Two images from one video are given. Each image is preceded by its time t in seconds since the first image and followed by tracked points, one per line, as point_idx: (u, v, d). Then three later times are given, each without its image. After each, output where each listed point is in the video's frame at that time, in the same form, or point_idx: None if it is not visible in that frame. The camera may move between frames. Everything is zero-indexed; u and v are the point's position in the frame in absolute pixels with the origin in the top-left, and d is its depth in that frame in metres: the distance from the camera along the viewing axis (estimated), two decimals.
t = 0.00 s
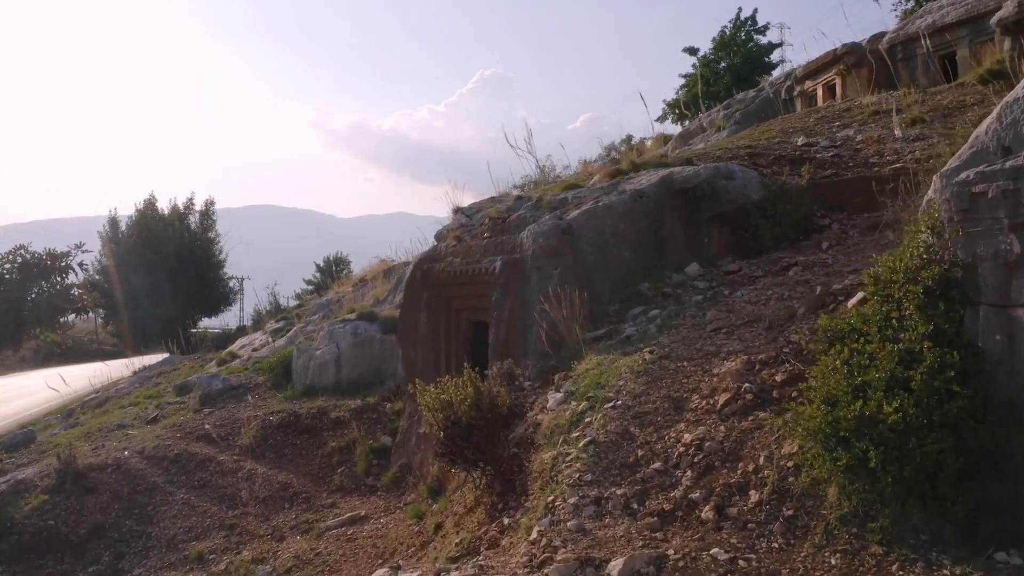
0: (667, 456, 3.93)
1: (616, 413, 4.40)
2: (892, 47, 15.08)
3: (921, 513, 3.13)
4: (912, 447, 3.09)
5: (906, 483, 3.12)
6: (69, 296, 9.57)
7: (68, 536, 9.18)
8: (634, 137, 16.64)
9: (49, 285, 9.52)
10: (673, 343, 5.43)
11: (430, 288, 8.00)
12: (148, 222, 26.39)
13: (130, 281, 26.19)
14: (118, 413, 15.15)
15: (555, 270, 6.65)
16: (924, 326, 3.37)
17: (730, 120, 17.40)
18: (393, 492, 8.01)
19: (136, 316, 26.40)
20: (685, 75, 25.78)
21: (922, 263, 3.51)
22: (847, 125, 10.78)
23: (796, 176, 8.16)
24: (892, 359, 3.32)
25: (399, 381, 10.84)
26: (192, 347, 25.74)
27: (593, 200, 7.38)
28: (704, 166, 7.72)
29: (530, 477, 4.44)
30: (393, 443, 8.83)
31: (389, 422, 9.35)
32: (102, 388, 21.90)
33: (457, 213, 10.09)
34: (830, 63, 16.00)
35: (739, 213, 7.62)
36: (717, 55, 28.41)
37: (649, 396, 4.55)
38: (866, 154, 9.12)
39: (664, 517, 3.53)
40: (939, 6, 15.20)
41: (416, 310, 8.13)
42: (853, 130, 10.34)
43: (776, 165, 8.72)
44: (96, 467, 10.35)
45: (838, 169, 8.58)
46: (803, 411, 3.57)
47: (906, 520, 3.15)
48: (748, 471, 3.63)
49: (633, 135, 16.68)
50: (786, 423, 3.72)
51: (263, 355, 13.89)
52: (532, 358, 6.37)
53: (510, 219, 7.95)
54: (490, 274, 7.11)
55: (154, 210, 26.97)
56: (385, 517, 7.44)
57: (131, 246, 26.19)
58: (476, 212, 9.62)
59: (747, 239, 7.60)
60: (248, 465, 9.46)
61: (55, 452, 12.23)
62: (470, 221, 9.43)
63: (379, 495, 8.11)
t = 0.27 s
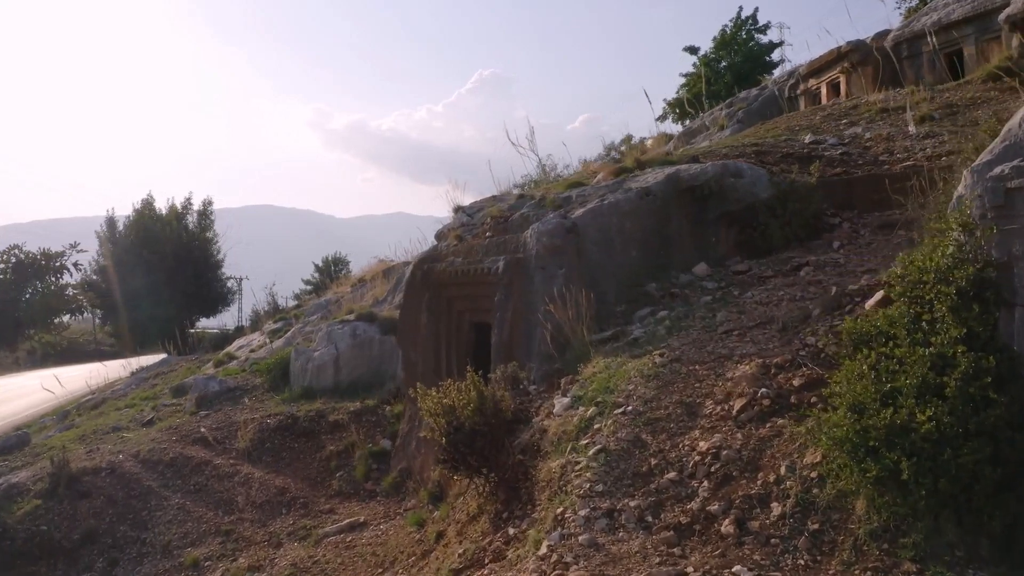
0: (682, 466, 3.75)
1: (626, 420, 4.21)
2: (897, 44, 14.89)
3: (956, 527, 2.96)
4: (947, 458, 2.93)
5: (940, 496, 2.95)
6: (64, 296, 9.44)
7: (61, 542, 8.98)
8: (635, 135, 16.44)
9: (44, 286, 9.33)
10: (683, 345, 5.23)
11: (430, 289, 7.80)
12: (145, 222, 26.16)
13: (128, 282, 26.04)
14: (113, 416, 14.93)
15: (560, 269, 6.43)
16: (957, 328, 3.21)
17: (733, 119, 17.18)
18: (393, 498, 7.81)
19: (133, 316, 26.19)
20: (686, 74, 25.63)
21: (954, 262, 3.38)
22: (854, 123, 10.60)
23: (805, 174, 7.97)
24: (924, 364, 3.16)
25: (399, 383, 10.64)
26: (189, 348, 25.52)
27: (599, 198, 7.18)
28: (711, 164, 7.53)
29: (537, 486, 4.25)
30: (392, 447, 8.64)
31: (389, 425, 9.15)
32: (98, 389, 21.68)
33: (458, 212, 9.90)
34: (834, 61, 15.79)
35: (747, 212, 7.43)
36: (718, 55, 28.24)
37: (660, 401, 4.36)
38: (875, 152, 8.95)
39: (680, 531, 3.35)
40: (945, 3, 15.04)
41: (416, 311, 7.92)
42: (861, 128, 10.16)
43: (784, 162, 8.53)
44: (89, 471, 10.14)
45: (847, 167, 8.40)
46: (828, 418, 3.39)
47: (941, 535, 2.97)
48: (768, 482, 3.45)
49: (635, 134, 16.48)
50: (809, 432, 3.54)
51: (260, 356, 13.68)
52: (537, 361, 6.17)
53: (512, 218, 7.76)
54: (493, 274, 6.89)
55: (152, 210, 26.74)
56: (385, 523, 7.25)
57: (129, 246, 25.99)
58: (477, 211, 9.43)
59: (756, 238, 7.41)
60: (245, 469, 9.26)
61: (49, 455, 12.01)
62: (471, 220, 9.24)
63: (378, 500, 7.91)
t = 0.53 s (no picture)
0: (698, 477, 3.57)
1: (638, 427, 4.02)
2: (902, 42, 14.71)
3: (995, 545, 2.77)
4: (986, 472, 2.73)
5: (978, 512, 2.77)
6: (58, 297, 9.26)
7: (53, 548, 8.78)
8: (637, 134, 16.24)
9: (38, 286, 9.15)
10: (694, 348, 5.05)
11: (430, 289, 7.60)
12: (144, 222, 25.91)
13: (126, 281, 25.92)
14: (108, 418, 14.73)
15: (566, 270, 6.24)
16: (993, 333, 3.02)
17: (736, 117, 16.99)
18: (393, 504, 7.62)
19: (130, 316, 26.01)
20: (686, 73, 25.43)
21: (988, 263, 3.24)
22: (861, 120, 10.42)
23: (814, 172, 7.78)
24: (959, 372, 2.96)
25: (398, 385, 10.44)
26: (187, 349, 25.31)
27: (604, 196, 6.99)
28: (719, 162, 7.38)
29: (544, 497, 4.07)
30: (392, 451, 8.44)
31: (388, 429, 8.95)
32: (95, 390, 21.47)
33: (458, 211, 9.70)
34: (839, 58, 15.58)
35: (756, 210, 7.24)
36: (719, 54, 28.05)
37: (673, 407, 4.17)
38: (885, 150, 8.76)
39: (699, 547, 3.21)
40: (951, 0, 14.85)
41: (416, 312, 7.73)
42: (869, 125, 9.98)
43: (793, 160, 8.35)
44: (83, 475, 9.94)
45: (857, 164, 8.21)
46: (854, 428, 3.22)
47: (978, 553, 2.79)
48: (791, 495, 3.29)
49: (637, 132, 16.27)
50: (835, 442, 3.37)
51: (257, 358, 13.48)
52: (541, 364, 5.98)
53: (515, 217, 7.56)
54: (495, 274, 6.69)
55: (150, 209, 26.49)
56: (384, 530, 7.05)
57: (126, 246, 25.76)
58: (478, 210, 9.23)
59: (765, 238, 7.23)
60: (241, 474, 9.06)
61: (42, 458, 11.81)
62: (472, 219, 9.04)
63: (377, 506, 7.72)
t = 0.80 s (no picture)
0: (718, 489, 3.39)
1: (651, 436, 3.83)
2: (908, 39, 14.49)
3: None
4: None
5: None
6: (52, 298, 9.04)
7: (44, 556, 8.56)
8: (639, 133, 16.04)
9: (32, 287, 8.97)
10: (706, 352, 4.85)
11: (431, 290, 7.40)
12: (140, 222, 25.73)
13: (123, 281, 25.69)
14: (103, 420, 14.51)
15: (571, 270, 6.04)
16: None
17: (739, 115, 16.78)
18: (393, 510, 7.42)
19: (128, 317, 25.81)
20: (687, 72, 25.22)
21: None
22: (869, 118, 10.23)
23: (825, 170, 7.59)
24: (1001, 381, 2.77)
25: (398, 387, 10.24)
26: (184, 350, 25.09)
27: (610, 194, 6.80)
28: (728, 159, 7.20)
29: (553, 510, 3.87)
30: (392, 455, 8.24)
31: (388, 433, 8.75)
32: (91, 392, 21.25)
33: (459, 210, 9.50)
34: (844, 56, 15.36)
35: (766, 209, 7.05)
36: (720, 53, 27.85)
37: (688, 415, 3.98)
38: (896, 147, 8.57)
39: (720, 567, 3.02)
40: None
41: (416, 313, 7.52)
42: (878, 123, 9.79)
43: (802, 158, 8.16)
44: (76, 480, 9.73)
45: (868, 162, 8.01)
46: (886, 439, 3.03)
47: None
48: (818, 511, 3.10)
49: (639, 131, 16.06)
50: (865, 454, 3.19)
51: (254, 360, 13.27)
52: (546, 368, 5.78)
53: (517, 216, 7.36)
54: (498, 274, 6.49)
55: (147, 209, 26.29)
56: (384, 539, 6.86)
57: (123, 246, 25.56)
58: (480, 209, 9.03)
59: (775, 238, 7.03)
60: (237, 479, 8.85)
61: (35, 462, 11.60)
62: (473, 218, 8.84)
63: (377, 513, 7.52)
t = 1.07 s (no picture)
0: (740, 504, 3.21)
1: (666, 446, 3.63)
2: (914, 37, 14.26)
3: None
4: None
5: None
6: (46, 299, 8.77)
7: (36, 563, 8.36)
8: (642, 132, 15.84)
9: (26, 288, 8.76)
10: (720, 356, 4.65)
11: (432, 291, 7.20)
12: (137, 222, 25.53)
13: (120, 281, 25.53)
14: (99, 423, 14.31)
15: (577, 271, 5.83)
16: None
17: (742, 114, 16.57)
18: (393, 518, 7.22)
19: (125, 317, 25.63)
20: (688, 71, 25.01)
21: None
22: (878, 115, 10.03)
23: (836, 168, 7.40)
24: None
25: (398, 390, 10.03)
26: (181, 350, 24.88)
27: (616, 193, 6.60)
28: (737, 157, 7.02)
29: (564, 523, 3.69)
30: (391, 461, 8.04)
31: (387, 437, 8.55)
32: (87, 393, 21.03)
33: (460, 209, 9.30)
34: (849, 53, 15.15)
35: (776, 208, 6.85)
36: (721, 52, 27.64)
37: (704, 423, 3.79)
38: (907, 145, 8.38)
39: None
40: None
41: (416, 315, 7.32)
42: (887, 121, 9.59)
43: (812, 156, 7.96)
44: (69, 485, 9.52)
45: (880, 160, 7.82)
46: (922, 452, 2.86)
47: None
48: (848, 528, 2.93)
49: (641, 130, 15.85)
50: (898, 468, 3.01)
51: (251, 361, 13.06)
52: (552, 373, 5.58)
53: (521, 215, 7.16)
54: (501, 275, 6.28)
55: (144, 209, 26.08)
56: (384, 547, 6.66)
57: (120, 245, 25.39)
58: (481, 208, 8.82)
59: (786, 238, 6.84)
60: (233, 484, 8.65)
61: (29, 466, 11.39)
62: (475, 217, 8.64)
63: (376, 520, 7.32)
